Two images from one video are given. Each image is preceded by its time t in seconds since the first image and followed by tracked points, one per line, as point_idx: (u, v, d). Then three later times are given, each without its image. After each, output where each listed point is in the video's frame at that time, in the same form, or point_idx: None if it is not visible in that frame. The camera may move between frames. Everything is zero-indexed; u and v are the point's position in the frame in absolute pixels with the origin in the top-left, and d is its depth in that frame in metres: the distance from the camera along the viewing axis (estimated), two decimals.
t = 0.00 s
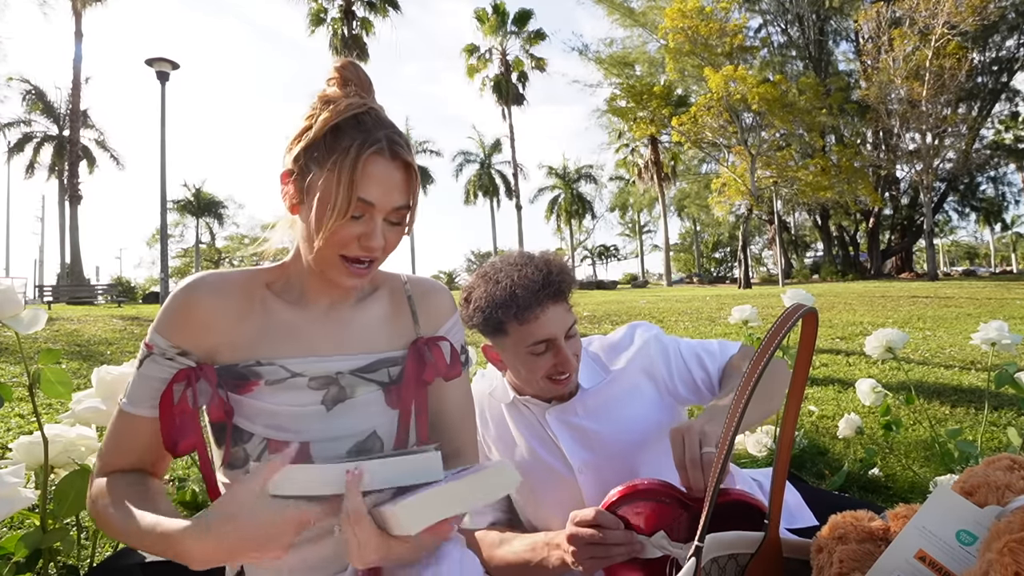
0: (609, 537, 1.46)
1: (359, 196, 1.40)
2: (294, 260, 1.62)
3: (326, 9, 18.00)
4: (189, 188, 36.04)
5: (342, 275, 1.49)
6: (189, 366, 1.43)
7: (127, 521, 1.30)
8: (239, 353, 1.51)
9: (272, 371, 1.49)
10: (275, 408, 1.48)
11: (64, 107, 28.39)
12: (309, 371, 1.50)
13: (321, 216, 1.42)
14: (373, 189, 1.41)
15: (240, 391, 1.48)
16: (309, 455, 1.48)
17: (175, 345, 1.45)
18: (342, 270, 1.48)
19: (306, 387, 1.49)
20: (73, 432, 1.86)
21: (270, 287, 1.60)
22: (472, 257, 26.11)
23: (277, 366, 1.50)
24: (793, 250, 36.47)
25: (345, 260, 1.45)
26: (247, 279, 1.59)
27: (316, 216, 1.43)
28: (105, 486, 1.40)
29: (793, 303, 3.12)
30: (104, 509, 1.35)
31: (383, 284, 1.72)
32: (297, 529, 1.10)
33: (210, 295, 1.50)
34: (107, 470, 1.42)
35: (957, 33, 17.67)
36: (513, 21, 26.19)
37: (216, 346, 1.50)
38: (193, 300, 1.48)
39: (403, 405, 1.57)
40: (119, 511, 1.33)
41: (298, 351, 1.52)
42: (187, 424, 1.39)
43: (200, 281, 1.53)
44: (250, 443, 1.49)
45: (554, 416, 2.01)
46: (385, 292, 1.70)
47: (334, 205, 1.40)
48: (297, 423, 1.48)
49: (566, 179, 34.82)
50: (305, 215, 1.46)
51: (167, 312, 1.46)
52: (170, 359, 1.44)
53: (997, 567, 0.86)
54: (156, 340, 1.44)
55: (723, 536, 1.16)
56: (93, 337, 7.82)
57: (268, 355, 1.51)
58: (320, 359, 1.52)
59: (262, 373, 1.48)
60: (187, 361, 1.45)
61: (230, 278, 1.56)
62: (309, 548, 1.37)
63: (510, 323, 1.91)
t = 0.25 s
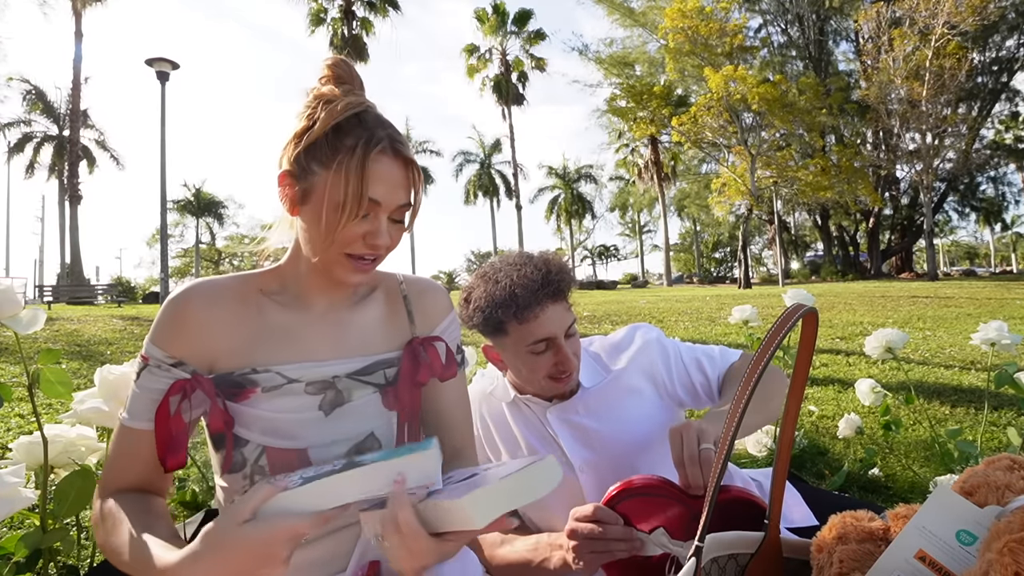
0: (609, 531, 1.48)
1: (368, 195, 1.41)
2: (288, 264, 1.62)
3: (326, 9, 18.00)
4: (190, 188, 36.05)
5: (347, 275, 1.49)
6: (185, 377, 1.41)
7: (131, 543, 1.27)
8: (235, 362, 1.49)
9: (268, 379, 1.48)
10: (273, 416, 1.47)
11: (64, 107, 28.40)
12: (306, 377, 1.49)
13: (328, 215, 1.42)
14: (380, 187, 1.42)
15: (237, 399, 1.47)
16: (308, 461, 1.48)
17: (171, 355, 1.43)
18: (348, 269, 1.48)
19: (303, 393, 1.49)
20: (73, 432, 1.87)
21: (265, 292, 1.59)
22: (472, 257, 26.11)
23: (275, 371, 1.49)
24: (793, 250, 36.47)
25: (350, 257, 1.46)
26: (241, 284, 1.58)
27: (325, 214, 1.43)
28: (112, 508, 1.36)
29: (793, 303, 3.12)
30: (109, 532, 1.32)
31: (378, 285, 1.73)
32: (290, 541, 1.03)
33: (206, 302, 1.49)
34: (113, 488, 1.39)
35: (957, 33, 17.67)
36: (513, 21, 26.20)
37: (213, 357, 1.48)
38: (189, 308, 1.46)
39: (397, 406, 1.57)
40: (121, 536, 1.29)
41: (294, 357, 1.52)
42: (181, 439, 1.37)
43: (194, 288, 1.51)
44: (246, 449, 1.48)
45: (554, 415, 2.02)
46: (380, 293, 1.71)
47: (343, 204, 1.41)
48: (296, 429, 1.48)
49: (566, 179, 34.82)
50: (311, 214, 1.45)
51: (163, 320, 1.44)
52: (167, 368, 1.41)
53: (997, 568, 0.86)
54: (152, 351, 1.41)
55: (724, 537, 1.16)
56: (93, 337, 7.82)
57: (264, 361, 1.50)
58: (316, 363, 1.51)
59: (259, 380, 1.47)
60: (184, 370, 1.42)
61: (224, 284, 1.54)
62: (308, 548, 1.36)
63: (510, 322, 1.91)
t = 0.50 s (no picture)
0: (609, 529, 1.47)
1: (370, 192, 1.42)
2: (286, 267, 1.64)
3: (327, 10, 18.01)
4: (190, 189, 36.07)
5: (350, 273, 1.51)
6: (185, 393, 1.42)
7: (166, 543, 1.24)
8: (234, 372, 1.51)
9: (268, 390, 1.50)
10: (273, 427, 1.49)
11: (64, 107, 28.40)
12: (305, 388, 1.51)
13: (331, 213, 1.44)
14: (381, 184, 1.44)
15: (239, 410, 1.49)
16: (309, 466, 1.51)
17: (171, 367, 1.44)
18: (351, 267, 1.50)
19: (302, 402, 1.50)
20: (75, 432, 1.89)
21: (263, 295, 1.61)
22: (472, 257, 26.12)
23: (276, 377, 1.51)
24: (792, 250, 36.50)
25: (354, 255, 1.47)
26: (240, 289, 1.60)
27: (328, 212, 1.44)
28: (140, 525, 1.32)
29: (792, 302, 3.13)
30: (143, 544, 1.28)
31: (376, 284, 1.75)
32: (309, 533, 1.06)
33: (204, 309, 1.51)
34: (141, 504, 1.36)
35: (956, 33, 17.69)
36: (513, 21, 26.22)
37: (213, 365, 1.49)
38: (188, 316, 1.48)
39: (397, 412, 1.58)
40: (159, 539, 1.26)
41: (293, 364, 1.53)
42: (189, 453, 1.37)
43: (192, 296, 1.52)
44: (246, 455, 1.49)
45: (553, 414, 2.05)
46: (378, 292, 1.73)
47: (347, 201, 1.42)
48: (298, 438, 1.50)
49: (565, 179, 34.83)
50: (313, 212, 1.46)
51: (160, 333, 1.46)
52: (167, 385, 1.42)
53: (996, 567, 0.88)
54: (155, 366, 1.42)
55: (722, 536, 1.19)
56: (93, 337, 7.83)
57: (262, 372, 1.51)
58: (314, 372, 1.53)
59: (257, 393, 1.49)
60: (182, 386, 1.43)
61: (222, 291, 1.56)
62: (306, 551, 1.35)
63: (509, 321, 1.92)
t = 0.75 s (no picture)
0: (606, 544, 1.46)
1: (360, 183, 1.42)
2: (287, 268, 1.64)
3: (327, 10, 18.01)
4: (190, 189, 36.08)
5: (344, 268, 1.50)
6: (188, 401, 1.42)
7: (190, 545, 1.29)
8: (236, 378, 1.50)
9: (269, 399, 1.49)
10: (276, 434, 1.49)
11: (65, 107, 28.40)
12: (309, 396, 1.51)
13: (325, 205, 1.43)
14: (375, 175, 1.44)
15: (242, 417, 1.49)
16: (311, 473, 1.51)
17: (174, 373, 1.44)
18: (343, 262, 1.49)
19: (305, 411, 1.50)
20: (75, 432, 1.89)
21: (264, 296, 1.61)
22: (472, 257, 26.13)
23: (277, 381, 1.51)
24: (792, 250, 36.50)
25: (348, 250, 1.47)
26: (241, 290, 1.60)
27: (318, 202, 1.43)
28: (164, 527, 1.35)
29: (792, 303, 3.13)
30: (174, 545, 1.32)
31: (380, 288, 1.75)
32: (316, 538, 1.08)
33: (205, 311, 1.51)
34: (160, 506, 1.38)
35: (956, 33, 17.69)
36: (513, 21, 26.23)
37: (216, 369, 1.49)
38: (188, 318, 1.48)
39: (400, 418, 1.59)
40: (193, 534, 1.30)
41: (295, 370, 1.53)
42: (190, 461, 1.36)
43: (193, 297, 1.52)
44: (246, 459, 1.50)
45: (552, 415, 2.05)
46: (381, 296, 1.73)
47: (336, 192, 1.42)
48: (300, 444, 1.51)
49: (565, 179, 34.83)
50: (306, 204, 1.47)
51: (162, 338, 1.46)
52: (171, 393, 1.42)
53: (996, 567, 0.88)
54: (159, 371, 1.43)
55: (722, 536, 1.19)
56: (93, 337, 7.83)
57: (264, 381, 1.50)
58: (316, 379, 1.52)
59: (260, 401, 1.48)
60: (186, 394, 1.43)
61: (224, 293, 1.57)
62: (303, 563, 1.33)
63: (506, 319, 1.92)
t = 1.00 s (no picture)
0: (605, 550, 1.46)
1: (356, 174, 1.42)
2: (289, 268, 1.65)
3: (327, 10, 18.01)
4: (190, 189, 36.09)
5: (342, 265, 1.50)
6: (188, 401, 1.42)
7: (186, 548, 1.30)
8: (237, 380, 1.51)
9: (269, 401, 1.48)
10: (276, 435, 1.49)
11: (65, 107, 28.39)
12: (309, 399, 1.50)
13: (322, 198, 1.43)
14: (372, 167, 1.44)
15: (243, 417, 1.49)
16: (310, 474, 1.51)
17: (175, 373, 1.44)
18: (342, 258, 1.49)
19: (305, 414, 1.50)
20: (75, 431, 1.89)
21: (265, 297, 1.61)
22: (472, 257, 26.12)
23: (279, 381, 1.51)
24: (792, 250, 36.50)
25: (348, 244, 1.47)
26: (242, 290, 1.60)
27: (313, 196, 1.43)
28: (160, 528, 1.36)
29: (792, 303, 3.13)
30: (172, 544, 1.32)
31: (382, 288, 1.75)
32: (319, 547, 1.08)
33: (208, 311, 1.51)
34: (158, 505, 1.38)
35: (956, 33, 17.69)
36: (513, 21, 26.23)
37: (217, 369, 1.50)
38: (189, 318, 1.48)
39: (402, 421, 1.59)
40: (188, 532, 1.30)
41: (295, 371, 1.53)
42: (189, 460, 1.38)
43: (194, 297, 1.53)
44: (246, 458, 1.50)
45: (554, 417, 2.06)
46: (383, 297, 1.73)
47: (331, 185, 1.41)
48: (300, 447, 1.50)
49: (565, 179, 34.83)
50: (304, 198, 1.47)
51: (163, 339, 1.47)
52: (172, 392, 1.43)
53: (996, 567, 0.87)
54: (161, 370, 1.43)
55: (723, 537, 1.18)
56: (93, 337, 7.83)
57: (265, 383, 1.50)
58: (314, 383, 1.52)
59: (259, 403, 1.48)
60: (186, 394, 1.43)
61: (225, 293, 1.57)
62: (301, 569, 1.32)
63: (512, 322, 1.92)
